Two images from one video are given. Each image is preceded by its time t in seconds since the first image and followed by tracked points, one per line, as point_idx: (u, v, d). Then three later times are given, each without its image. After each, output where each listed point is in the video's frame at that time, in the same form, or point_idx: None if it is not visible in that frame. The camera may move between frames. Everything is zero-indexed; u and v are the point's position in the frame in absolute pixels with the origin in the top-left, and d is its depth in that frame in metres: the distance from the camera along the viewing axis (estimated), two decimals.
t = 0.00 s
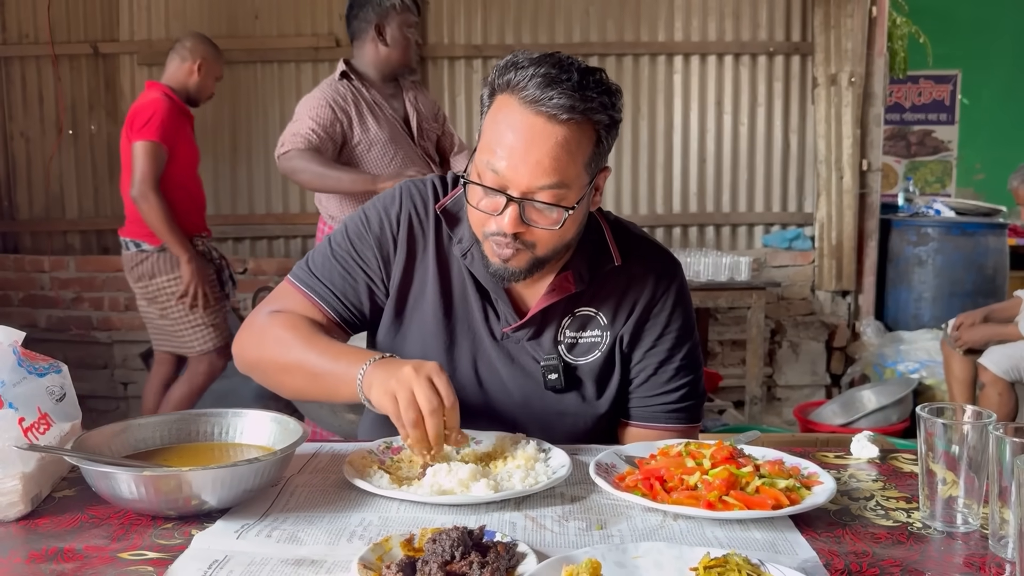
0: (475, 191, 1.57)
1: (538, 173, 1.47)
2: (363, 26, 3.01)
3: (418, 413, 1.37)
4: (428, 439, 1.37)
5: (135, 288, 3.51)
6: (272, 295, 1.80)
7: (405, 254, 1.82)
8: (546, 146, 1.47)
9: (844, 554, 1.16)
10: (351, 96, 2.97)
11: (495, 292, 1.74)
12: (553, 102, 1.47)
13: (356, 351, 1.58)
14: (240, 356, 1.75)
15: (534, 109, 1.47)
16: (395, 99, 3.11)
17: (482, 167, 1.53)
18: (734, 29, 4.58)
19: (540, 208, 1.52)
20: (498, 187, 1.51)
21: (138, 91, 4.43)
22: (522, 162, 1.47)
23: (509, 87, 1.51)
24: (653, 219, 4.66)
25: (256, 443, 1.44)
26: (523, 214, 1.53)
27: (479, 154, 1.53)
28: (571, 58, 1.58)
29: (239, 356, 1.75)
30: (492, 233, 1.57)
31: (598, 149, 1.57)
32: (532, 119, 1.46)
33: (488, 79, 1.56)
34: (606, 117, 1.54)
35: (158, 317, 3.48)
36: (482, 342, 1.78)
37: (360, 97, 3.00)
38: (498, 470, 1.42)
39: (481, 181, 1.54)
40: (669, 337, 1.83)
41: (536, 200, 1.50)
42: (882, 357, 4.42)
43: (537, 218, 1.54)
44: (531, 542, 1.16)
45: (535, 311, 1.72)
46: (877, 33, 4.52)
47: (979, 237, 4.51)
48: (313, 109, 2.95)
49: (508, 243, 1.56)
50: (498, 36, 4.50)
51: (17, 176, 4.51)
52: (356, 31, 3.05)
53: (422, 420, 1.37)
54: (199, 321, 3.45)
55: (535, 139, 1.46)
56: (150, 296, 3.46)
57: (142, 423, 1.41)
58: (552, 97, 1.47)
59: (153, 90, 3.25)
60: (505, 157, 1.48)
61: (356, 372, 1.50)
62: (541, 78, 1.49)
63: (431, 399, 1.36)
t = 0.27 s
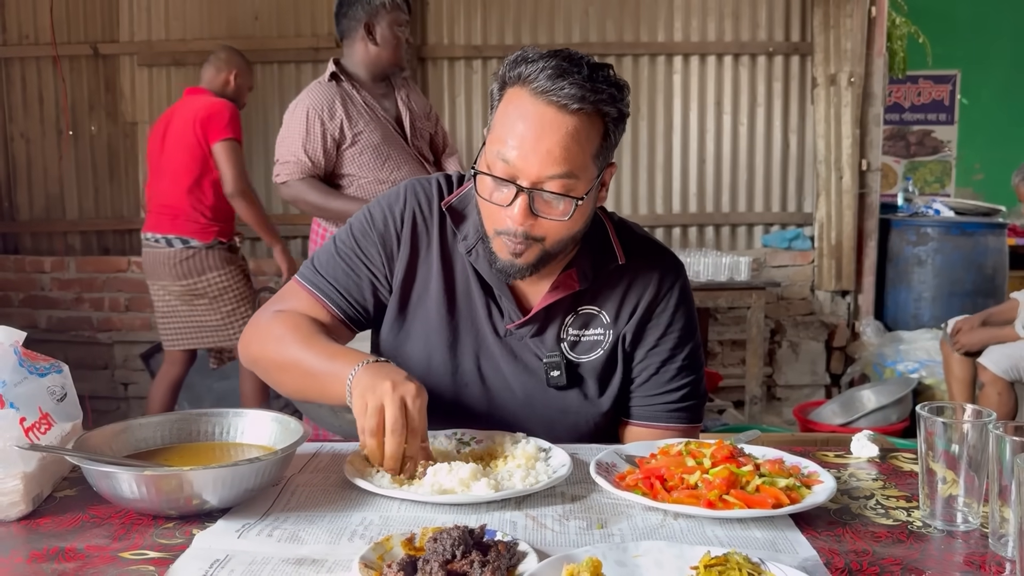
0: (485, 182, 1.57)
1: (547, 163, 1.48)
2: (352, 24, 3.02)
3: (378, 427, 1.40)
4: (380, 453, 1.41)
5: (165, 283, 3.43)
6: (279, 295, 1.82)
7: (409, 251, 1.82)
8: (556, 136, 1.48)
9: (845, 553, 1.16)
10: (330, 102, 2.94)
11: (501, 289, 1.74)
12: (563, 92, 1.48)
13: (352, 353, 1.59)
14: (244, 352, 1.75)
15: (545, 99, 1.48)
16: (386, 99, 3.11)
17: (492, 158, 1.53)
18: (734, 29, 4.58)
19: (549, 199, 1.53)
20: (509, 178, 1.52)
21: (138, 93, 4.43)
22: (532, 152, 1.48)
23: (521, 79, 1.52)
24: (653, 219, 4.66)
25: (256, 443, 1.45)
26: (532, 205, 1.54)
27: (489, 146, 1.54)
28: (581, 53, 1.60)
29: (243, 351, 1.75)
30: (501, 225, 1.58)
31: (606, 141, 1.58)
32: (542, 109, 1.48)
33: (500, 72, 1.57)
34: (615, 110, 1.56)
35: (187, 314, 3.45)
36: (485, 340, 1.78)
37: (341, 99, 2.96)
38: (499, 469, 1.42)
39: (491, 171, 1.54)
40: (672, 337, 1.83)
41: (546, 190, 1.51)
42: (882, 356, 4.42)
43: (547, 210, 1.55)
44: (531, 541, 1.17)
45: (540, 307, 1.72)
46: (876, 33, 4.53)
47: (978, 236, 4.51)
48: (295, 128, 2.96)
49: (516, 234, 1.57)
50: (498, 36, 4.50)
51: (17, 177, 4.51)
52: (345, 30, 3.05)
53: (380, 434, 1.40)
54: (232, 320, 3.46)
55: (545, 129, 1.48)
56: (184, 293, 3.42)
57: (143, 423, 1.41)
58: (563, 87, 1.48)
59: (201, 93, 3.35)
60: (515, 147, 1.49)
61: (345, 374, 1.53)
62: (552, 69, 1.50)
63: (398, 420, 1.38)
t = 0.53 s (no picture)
0: (482, 189, 1.57)
1: (545, 175, 1.48)
2: (347, 23, 3.01)
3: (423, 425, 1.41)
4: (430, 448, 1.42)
5: (203, 279, 3.32)
6: (280, 294, 1.82)
7: (410, 252, 1.82)
8: (554, 149, 1.47)
9: (845, 552, 1.16)
10: (328, 101, 2.92)
11: (502, 290, 1.74)
12: (562, 106, 1.47)
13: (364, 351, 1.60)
14: (250, 353, 1.76)
15: (543, 112, 1.47)
16: (381, 97, 3.12)
17: (490, 167, 1.53)
18: (733, 29, 4.58)
19: (547, 209, 1.53)
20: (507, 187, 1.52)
21: (137, 93, 4.43)
22: (530, 164, 1.47)
23: (520, 89, 1.51)
24: (653, 219, 4.66)
25: (256, 442, 1.44)
26: (530, 215, 1.54)
27: (488, 154, 1.54)
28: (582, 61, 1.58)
29: (249, 352, 1.76)
30: (496, 231, 1.58)
31: (606, 152, 1.58)
32: (541, 122, 1.47)
33: (499, 79, 1.56)
34: (615, 121, 1.55)
35: (212, 317, 3.37)
36: (486, 340, 1.78)
37: (338, 98, 2.95)
38: (498, 469, 1.42)
39: (490, 180, 1.54)
40: (673, 338, 1.83)
41: (543, 201, 1.51)
42: (881, 356, 4.42)
43: (544, 219, 1.55)
44: (531, 541, 1.16)
45: (541, 309, 1.72)
46: (875, 33, 4.54)
47: (978, 236, 4.51)
48: (294, 128, 2.93)
49: (513, 243, 1.57)
50: (497, 37, 4.50)
51: (16, 177, 4.51)
52: (341, 28, 3.04)
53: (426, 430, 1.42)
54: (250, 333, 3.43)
55: (544, 141, 1.47)
56: (219, 298, 3.34)
57: (142, 422, 1.41)
58: (562, 100, 1.47)
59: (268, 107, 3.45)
60: (513, 159, 1.48)
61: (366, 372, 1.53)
62: (551, 81, 1.49)
63: (440, 416, 1.39)
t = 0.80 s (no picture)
0: (485, 186, 1.58)
1: (547, 169, 1.49)
2: (347, 22, 3.01)
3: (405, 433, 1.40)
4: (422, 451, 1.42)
5: (219, 273, 3.29)
6: (282, 297, 1.82)
7: (410, 251, 1.82)
8: (555, 143, 1.48)
9: (844, 552, 1.16)
10: (327, 100, 2.93)
11: (502, 288, 1.74)
12: (564, 99, 1.48)
13: (355, 357, 1.60)
14: (250, 356, 1.76)
15: (545, 106, 1.48)
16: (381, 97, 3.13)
17: (492, 163, 1.54)
18: (732, 29, 4.58)
19: (549, 204, 1.53)
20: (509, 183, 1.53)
21: (137, 93, 4.43)
22: (532, 159, 1.48)
23: (521, 84, 1.53)
24: (652, 219, 4.67)
25: (256, 443, 1.44)
26: (532, 210, 1.54)
27: (490, 151, 1.55)
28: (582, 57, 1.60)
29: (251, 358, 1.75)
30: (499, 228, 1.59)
31: (607, 147, 1.59)
32: (543, 116, 1.48)
33: (501, 75, 1.57)
34: (615, 115, 1.56)
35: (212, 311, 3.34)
36: (486, 338, 1.78)
37: (337, 98, 2.95)
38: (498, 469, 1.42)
39: (491, 176, 1.55)
40: (672, 336, 1.84)
41: (545, 196, 1.52)
42: (881, 356, 4.42)
43: (546, 214, 1.55)
44: (530, 541, 1.17)
45: (540, 307, 1.72)
46: (875, 32, 4.54)
47: (977, 236, 4.52)
48: (291, 126, 2.93)
49: (517, 240, 1.58)
50: (497, 37, 4.50)
51: (16, 177, 4.51)
52: (340, 27, 3.05)
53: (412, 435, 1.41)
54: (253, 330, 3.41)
55: (545, 136, 1.48)
56: (232, 294, 3.31)
57: (143, 423, 1.41)
58: (563, 94, 1.49)
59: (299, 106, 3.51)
60: (515, 153, 1.49)
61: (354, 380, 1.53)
62: (552, 75, 1.50)
63: (413, 419, 1.39)
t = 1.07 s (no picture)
0: (484, 180, 1.59)
1: (547, 162, 1.49)
2: (347, 21, 3.02)
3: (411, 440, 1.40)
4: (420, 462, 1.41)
5: (224, 271, 3.31)
6: (282, 298, 1.80)
7: (410, 250, 1.82)
8: (555, 136, 1.49)
9: (841, 551, 1.17)
10: (333, 103, 2.92)
11: (501, 286, 1.74)
12: (564, 93, 1.49)
13: (362, 362, 1.59)
14: (250, 358, 1.75)
15: (545, 100, 1.49)
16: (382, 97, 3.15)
17: (492, 157, 1.55)
18: (732, 29, 4.58)
19: (549, 197, 1.54)
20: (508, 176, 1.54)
21: (136, 92, 4.43)
22: (532, 152, 1.49)
23: (521, 79, 1.53)
24: (651, 218, 4.67)
25: (254, 442, 1.45)
26: (532, 203, 1.55)
27: (490, 145, 1.56)
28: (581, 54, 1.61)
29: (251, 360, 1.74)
30: (499, 222, 1.59)
31: (606, 142, 1.59)
32: (543, 110, 1.49)
33: (501, 69, 1.58)
34: (615, 111, 1.57)
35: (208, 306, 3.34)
36: (485, 337, 1.78)
37: (342, 101, 2.95)
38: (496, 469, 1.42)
39: (491, 170, 1.56)
40: (670, 335, 1.84)
41: (544, 189, 1.52)
42: (880, 355, 4.42)
43: (546, 207, 1.56)
44: (528, 540, 1.17)
45: (539, 304, 1.73)
46: (874, 32, 4.54)
47: (976, 236, 4.52)
48: (298, 130, 2.91)
49: (517, 232, 1.58)
50: (497, 37, 4.50)
51: (16, 177, 4.51)
52: (341, 27, 3.04)
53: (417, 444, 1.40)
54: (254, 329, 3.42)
55: (545, 129, 1.49)
56: (236, 293, 3.33)
57: (142, 422, 1.41)
58: (563, 88, 1.49)
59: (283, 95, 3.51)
60: (516, 147, 1.50)
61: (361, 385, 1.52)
62: (552, 70, 1.51)
63: (423, 425, 1.38)
